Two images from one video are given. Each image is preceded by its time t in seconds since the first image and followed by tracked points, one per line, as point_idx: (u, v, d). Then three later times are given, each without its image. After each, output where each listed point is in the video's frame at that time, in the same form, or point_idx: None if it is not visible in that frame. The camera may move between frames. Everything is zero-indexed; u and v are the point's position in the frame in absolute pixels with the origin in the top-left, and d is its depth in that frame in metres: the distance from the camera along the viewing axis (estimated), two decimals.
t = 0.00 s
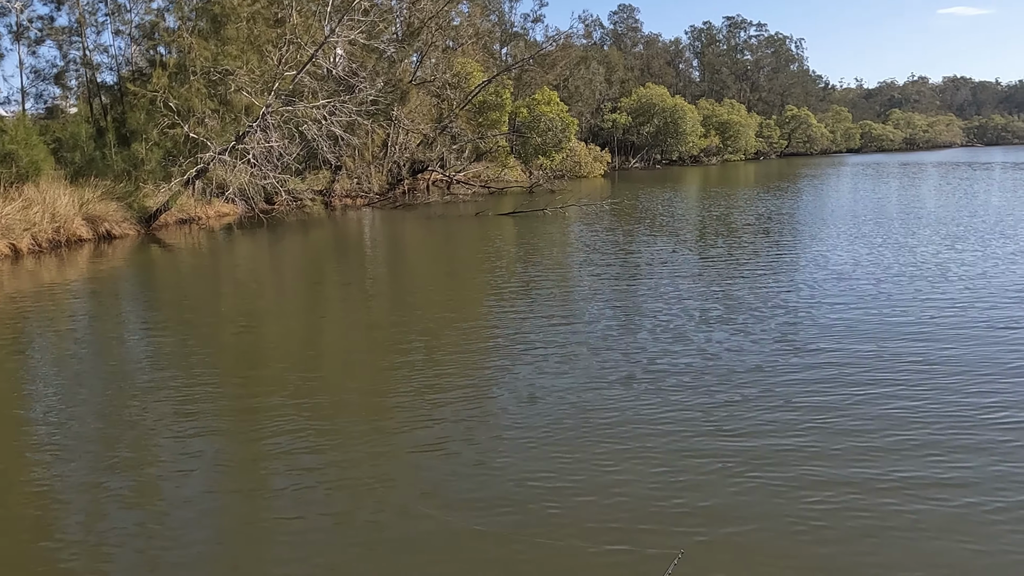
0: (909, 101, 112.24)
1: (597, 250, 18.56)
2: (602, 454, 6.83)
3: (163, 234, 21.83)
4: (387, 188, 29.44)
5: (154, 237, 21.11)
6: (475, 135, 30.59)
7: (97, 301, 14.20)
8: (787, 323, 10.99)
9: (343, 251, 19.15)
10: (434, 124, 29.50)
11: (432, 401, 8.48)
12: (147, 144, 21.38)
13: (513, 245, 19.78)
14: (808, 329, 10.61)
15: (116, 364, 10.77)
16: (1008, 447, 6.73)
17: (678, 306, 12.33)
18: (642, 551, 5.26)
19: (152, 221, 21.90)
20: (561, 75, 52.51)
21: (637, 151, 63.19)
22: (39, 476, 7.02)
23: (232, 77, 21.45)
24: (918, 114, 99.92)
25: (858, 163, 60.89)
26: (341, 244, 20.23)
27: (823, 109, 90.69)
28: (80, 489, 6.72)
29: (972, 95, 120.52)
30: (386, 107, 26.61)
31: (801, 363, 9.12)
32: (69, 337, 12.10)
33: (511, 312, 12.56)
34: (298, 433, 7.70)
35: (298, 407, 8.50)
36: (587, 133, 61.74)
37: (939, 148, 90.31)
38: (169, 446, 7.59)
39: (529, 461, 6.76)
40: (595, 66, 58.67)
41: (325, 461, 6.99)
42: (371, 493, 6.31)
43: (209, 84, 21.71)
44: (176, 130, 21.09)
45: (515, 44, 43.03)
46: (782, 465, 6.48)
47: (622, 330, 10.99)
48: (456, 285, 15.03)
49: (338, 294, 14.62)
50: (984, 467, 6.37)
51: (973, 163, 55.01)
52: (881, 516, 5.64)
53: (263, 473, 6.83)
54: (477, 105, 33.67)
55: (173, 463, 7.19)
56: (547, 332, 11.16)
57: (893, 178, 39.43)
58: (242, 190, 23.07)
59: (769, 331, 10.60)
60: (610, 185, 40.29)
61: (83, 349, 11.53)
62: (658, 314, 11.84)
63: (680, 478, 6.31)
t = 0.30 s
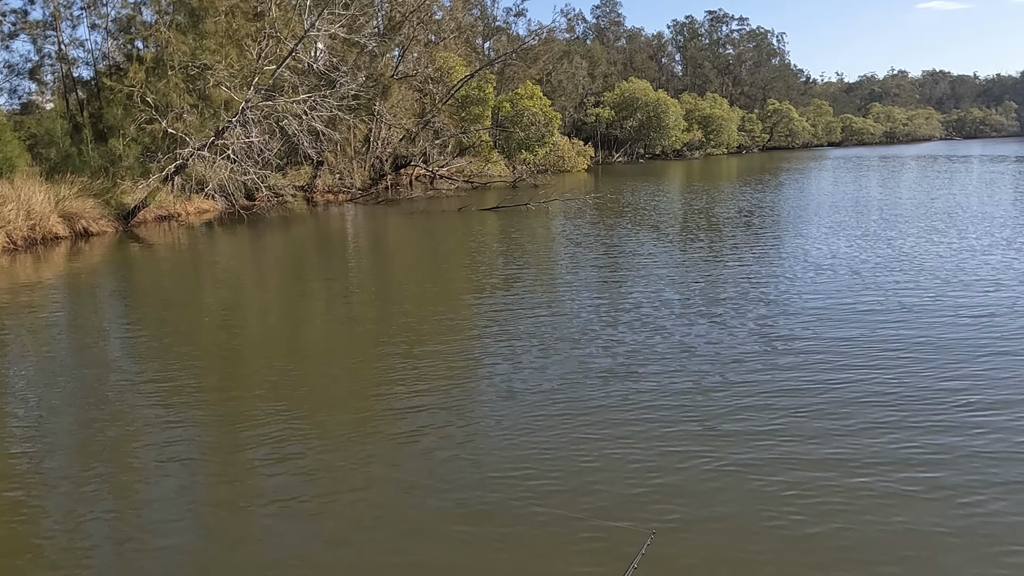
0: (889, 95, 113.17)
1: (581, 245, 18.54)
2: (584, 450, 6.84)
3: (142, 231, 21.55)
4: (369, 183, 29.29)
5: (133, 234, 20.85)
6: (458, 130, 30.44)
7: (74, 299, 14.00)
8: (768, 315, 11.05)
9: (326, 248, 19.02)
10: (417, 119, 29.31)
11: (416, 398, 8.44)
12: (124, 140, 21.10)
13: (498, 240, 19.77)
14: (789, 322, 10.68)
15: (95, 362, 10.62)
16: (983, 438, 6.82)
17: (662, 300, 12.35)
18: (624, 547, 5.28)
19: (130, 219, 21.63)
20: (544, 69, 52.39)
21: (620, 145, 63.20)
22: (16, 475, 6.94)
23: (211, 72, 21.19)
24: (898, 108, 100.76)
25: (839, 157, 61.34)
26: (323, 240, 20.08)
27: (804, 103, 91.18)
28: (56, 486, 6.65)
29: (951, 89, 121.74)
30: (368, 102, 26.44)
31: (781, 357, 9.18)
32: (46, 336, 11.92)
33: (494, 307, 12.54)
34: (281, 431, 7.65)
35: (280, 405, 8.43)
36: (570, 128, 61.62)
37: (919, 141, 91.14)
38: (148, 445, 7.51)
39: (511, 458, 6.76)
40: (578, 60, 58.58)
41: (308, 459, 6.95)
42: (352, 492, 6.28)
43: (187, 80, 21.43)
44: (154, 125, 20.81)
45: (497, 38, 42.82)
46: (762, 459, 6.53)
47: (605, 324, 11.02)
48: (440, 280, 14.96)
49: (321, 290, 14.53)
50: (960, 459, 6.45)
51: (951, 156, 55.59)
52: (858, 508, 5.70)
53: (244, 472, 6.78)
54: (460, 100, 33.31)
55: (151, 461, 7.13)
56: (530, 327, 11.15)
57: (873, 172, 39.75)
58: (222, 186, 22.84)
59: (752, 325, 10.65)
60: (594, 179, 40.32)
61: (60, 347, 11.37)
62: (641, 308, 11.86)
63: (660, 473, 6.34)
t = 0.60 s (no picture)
0: (885, 97, 113.42)
1: (577, 245, 18.50)
2: (575, 452, 6.80)
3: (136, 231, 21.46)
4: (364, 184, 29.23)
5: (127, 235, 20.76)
6: (454, 130, 30.40)
7: (67, 300, 13.90)
8: (764, 317, 11.01)
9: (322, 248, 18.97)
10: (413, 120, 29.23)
11: (408, 400, 8.37)
12: (118, 139, 21.00)
13: (494, 241, 19.71)
14: (784, 323, 10.64)
15: (86, 363, 10.53)
16: (974, 441, 6.80)
17: (658, 301, 12.32)
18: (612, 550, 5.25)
19: (125, 219, 21.54)
20: (540, 70, 52.36)
21: (617, 146, 63.19)
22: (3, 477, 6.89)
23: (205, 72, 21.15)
24: (894, 110, 100.92)
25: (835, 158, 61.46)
26: (318, 241, 19.98)
27: (800, 104, 91.29)
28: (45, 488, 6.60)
29: (946, 91, 122.11)
30: (364, 103, 26.40)
31: (775, 358, 9.15)
32: (38, 336, 11.82)
33: (489, 308, 12.47)
34: (273, 434, 7.58)
35: (272, 407, 8.35)
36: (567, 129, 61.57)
37: (914, 143, 91.32)
38: (137, 447, 7.46)
39: (501, 461, 6.72)
40: (574, 61, 58.57)
41: (298, 461, 6.91)
42: (341, 494, 6.24)
43: (182, 79, 21.48)
44: (148, 125, 20.73)
45: (494, 39, 42.78)
46: (753, 461, 6.50)
47: (599, 326, 10.98)
48: (435, 281, 14.92)
49: (316, 291, 14.42)
50: (951, 461, 6.43)
51: (945, 158, 55.74)
52: (849, 511, 5.67)
53: (233, 475, 6.74)
54: (456, 101, 33.26)
55: (140, 463, 7.08)
56: (525, 329, 11.09)
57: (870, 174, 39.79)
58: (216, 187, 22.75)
59: (746, 326, 10.63)
60: (591, 180, 40.27)
61: (52, 347, 11.29)
62: (636, 309, 11.83)
63: (651, 475, 6.31)
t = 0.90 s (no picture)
0: (881, 98, 113.65)
1: (573, 246, 18.49)
2: (562, 452, 6.77)
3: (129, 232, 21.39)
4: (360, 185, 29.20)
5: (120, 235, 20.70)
6: (449, 131, 30.35)
7: (59, 301, 13.83)
8: (758, 318, 10.98)
9: (316, 248, 18.94)
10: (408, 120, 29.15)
11: (400, 401, 8.32)
12: (111, 140, 20.92)
13: (490, 242, 19.67)
14: (778, 323, 10.61)
15: (78, 364, 10.47)
16: (962, 438, 6.78)
17: (653, 301, 12.32)
18: (595, 551, 5.22)
19: (118, 219, 21.47)
20: (537, 71, 52.32)
21: (614, 146, 63.15)
22: None
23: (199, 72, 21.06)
24: (891, 111, 101.07)
25: (832, 159, 61.52)
26: (313, 242, 19.91)
27: (797, 105, 91.41)
28: (30, 491, 6.57)
29: (942, 92, 122.43)
30: (359, 103, 26.34)
31: (767, 358, 9.13)
32: (30, 338, 11.75)
33: (484, 309, 12.42)
34: (264, 435, 7.53)
35: (264, 408, 8.29)
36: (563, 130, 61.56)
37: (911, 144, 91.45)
38: (124, 449, 7.42)
39: (487, 460, 6.68)
40: (571, 62, 58.55)
41: (288, 462, 6.88)
42: (326, 495, 6.21)
43: (176, 79, 21.41)
44: (142, 125, 20.64)
45: (490, 39, 42.71)
46: (739, 460, 6.47)
47: (593, 326, 10.94)
48: (431, 282, 14.88)
49: (310, 292, 14.36)
50: (938, 458, 6.40)
51: (941, 159, 55.83)
52: (833, 508, 5.65)
53: (221, 476, 6.71)
54: (452, 101, 33.18)
55: (127, 466, 7.04)
56: (519, 329, 11.05)
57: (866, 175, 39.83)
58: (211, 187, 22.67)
59: (740, 326, 10.62)
60: (587, 181, 40.25)
61: (44, 348, 11.25)
62: (632, 309, 11.80)
63: (636, 474, 6.28)
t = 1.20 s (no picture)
0: (879, 98, 113.70)
1: (570, 246, 18.47)
2: (553, 453, 6.75)
3: (124, 232, 21.34)
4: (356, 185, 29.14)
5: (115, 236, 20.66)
6: (447, 131, 30.31)
7: (54, 301, 13.78)
8: (753, 318, 10.98)
9: (313, 248, 18.91)
10: (406, 120, 29.09)
11: (395, 400, 8.31)
12: (107, 139, 20.86)
13: (487, 242, 19.65)
14: (773, 324, 10.61)
15: (73, 364, 10.45)
16: (955, 439, 6.77)
17: (649, 301, 12.30)
18: (585, 553, 5.21)
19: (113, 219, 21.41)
20: (535, 71, 52.24)
21: (612, 146, 63.10)
22: None
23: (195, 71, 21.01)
24: (889, 111, 101.13)
25: (829, 159, 61.59)
26: (311, 242, 19.87)
27: (795, 105, 91.42)
28: (21, 492, 6.57)
29: (940, 92, 122.66)
30: (356, 103, 26.30)
31: (760, 358, 9.13)
32: (25, 338, 11.72)
33: (481, 309, 12.40)
34: (259, 435, 7.50)
35: (259, 407, 8.28)
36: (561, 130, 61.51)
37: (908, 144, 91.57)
38: (116, 449, 7.39)
39: (478, 462, 6.67)
40: (569, 62, 58.43)
41: (282, 462, 6.86)
42: (318, 497, 6.19)
43: (172, 79, 21.31)
44: (137, 125, 20.57)
45: (488, 39, 42.46)
46: (730, 462, 6.46)
47: (588, 326, 10.94)
48: (428, 282, 14.87)
49: (308, 292, 14.32)
50: (930, 460, 6.39)
51: (939, 160, 55.88)
52: (824, 511, 5.63)
53: (214, 478, 6.68)
54: (450, 101, 33.11)
55: (119, 466, 7.04)
56: (515, 329, 11.03)
57: (864, 175, 39.85)
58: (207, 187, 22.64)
59: (736, 326, 10.61)
60: (585, 181, 40.21)
61: (37, 349, 11.20)
62: (628, 309, 11.79)
63: (628, 476, 6.26)
